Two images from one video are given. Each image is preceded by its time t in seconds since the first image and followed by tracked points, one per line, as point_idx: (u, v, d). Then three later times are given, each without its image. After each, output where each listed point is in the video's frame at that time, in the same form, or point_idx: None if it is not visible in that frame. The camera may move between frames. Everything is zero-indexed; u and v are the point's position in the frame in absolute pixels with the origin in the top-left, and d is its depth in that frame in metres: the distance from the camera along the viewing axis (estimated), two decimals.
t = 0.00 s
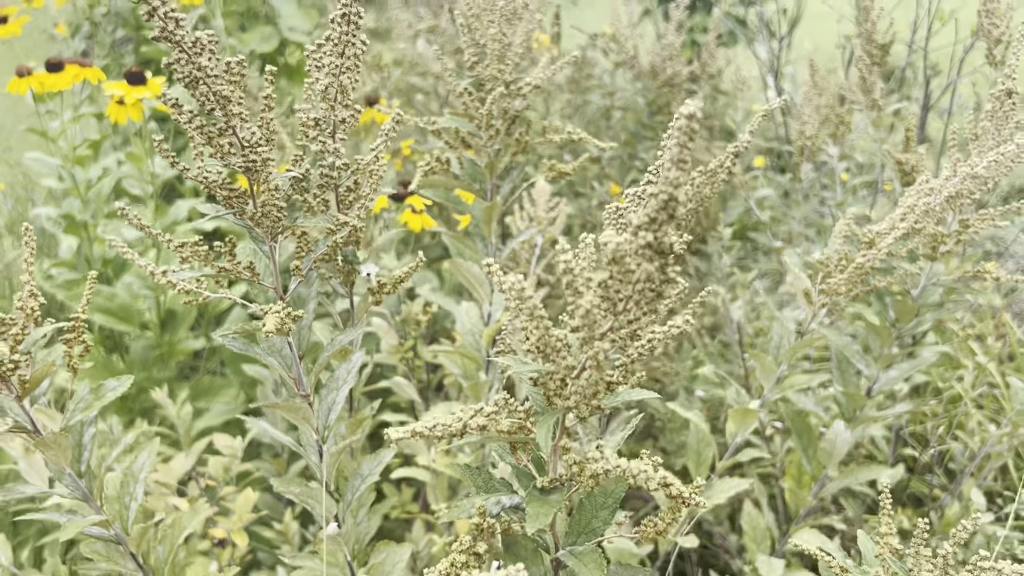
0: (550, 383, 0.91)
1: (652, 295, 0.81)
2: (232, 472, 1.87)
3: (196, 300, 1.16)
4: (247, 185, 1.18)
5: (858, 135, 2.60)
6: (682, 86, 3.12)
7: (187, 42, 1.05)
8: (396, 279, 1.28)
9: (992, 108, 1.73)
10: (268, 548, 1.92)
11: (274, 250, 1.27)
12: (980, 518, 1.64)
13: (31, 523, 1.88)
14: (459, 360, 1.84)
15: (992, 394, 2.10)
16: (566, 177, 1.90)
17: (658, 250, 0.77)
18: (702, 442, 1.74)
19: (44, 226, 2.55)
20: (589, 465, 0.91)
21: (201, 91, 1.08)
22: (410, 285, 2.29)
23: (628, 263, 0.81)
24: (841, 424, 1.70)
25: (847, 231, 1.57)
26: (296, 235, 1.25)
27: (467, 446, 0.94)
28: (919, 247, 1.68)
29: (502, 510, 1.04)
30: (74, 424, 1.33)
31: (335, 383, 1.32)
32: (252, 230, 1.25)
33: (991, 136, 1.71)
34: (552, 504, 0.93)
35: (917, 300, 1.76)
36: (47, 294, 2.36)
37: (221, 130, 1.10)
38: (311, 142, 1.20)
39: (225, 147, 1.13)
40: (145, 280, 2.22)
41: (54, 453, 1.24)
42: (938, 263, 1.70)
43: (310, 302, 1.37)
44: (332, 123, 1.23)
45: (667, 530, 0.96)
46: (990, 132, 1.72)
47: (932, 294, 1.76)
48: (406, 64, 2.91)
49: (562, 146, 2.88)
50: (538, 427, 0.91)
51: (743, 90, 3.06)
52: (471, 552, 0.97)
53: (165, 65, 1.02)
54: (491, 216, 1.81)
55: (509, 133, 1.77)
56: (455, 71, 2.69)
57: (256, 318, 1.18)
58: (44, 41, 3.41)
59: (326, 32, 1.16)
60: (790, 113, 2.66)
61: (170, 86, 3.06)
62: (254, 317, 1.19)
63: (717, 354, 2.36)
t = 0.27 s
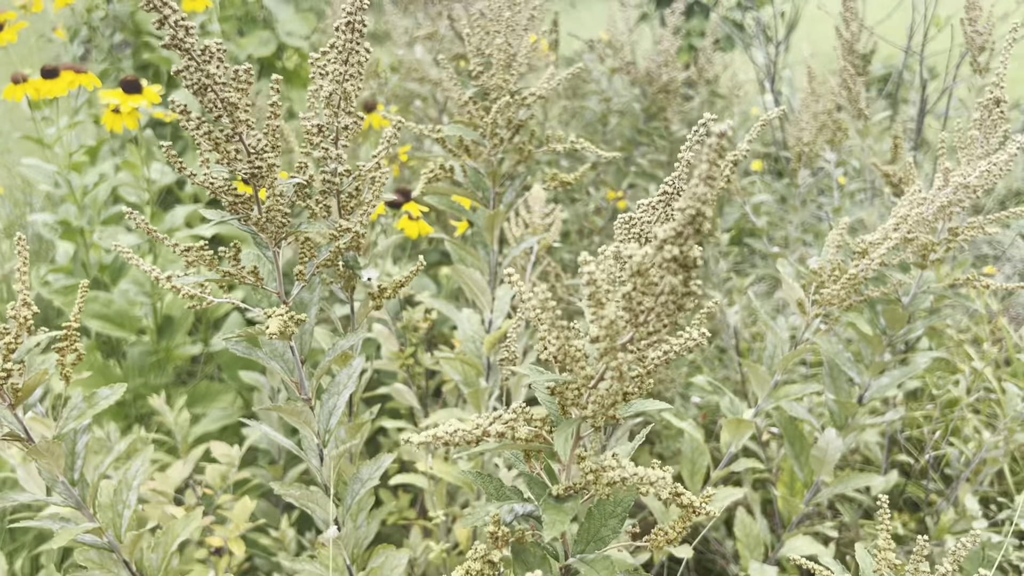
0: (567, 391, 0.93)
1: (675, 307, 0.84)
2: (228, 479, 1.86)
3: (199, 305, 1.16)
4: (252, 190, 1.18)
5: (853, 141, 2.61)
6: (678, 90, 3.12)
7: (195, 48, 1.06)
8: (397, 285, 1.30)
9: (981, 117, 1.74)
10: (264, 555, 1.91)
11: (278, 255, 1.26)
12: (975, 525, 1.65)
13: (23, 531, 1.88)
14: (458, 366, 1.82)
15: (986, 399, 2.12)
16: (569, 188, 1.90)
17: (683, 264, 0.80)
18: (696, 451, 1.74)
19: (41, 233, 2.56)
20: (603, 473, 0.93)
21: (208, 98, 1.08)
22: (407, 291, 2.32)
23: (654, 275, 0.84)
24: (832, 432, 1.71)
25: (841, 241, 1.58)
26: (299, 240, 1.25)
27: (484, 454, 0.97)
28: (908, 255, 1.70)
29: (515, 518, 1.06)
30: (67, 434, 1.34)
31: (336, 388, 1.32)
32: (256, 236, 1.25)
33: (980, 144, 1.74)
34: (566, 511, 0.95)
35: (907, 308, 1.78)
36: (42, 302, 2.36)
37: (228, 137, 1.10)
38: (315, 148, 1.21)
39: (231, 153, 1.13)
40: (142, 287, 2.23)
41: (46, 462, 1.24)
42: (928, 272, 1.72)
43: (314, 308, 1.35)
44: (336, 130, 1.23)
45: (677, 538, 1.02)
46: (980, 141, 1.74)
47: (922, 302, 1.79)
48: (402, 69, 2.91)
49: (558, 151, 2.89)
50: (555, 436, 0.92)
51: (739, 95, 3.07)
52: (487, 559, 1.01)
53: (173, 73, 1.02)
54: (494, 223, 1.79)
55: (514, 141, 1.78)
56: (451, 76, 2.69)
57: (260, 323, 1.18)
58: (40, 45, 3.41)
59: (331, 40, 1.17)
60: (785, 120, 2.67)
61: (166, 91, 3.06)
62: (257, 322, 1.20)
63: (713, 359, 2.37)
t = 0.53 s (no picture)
0: (594, 383, 0.93)
1: (711, 300, 0.85)
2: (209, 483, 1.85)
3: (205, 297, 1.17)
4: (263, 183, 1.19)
5: (848, 144, 2.62)
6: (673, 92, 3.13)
7: (211, 39, 1.06)
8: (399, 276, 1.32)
9: (982, 121, 1.75)
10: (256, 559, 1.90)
11: (285, 249, 1.27)
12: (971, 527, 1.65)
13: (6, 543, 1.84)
14: (451, 368, 1.84)
15: (980, 401, 2.12)
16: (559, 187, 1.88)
17: (723, 255, 0.81)
18: (693, 451, 1.71)
19: (36, 236, 2.56)
20: (629, 464, 0.95)
21: (223, 89, 1.08)
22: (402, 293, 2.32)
23: (689, 269, 0.85)
24: (830, 433, 1.70)
25: (839, 244, 1.57)
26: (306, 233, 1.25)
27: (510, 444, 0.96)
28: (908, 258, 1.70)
29: (537, 510, 1.05)
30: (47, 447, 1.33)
31: (340, 381, 1.33)
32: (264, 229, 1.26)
33: (978, 146, 1.74)
34: (592, 501, 0.94)
35: (907, 310, 1.80)
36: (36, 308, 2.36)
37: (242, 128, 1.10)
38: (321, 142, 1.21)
39: (244, 145, 1.14)
40: (137, 289, 2.22)
41: (26, 479, 1.25)
42: (926, 274, 1.72)
43: (319, 301, 1.33)
44: (342, 123, 1.24)
45: (694, 532, 1.05)
46: (977, 144, 1.74)
47: (921, 304, 1.80)
48: (397, 71, 2.91)
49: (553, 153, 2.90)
50: (584, 427, 0.92)
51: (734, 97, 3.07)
52: (511, 551, 0.97)
53: (190, 62, 1.03)
54: (484, 225, 1.80)
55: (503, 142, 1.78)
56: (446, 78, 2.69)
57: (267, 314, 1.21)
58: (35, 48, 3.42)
59: (338, 35, 1.19)
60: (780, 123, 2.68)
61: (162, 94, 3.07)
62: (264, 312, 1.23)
63: (708, 361, 2.38)
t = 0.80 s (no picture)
0: (596, 385, 0.93)
1: (716, 300, 0.85)
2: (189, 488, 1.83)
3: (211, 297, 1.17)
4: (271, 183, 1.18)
5: (845, 145, 2.63)
6: (671, 94, 3.13)
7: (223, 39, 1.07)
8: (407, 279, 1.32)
9: (982, 122, 1.76)
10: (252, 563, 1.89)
11: (292, 250, 1.26)
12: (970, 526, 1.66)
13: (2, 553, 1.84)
14: (441, 370, 1.84)
15: (978, 402, 2.13)
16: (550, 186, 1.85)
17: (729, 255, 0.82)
18: (694, 452, 1.68)
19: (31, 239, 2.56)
20: (632, 467, 0.94)
21: (234, 88, 1.09)
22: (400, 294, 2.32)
23: (693, 269, 0.86)
24: (831, 432, 1.70)
25: (841, 245, 1.57)
26: (313, 234, 1.25)
27: (512, 445, 0.94)
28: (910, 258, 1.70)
29: (539, 512, 1.06)
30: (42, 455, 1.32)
31: (345, 382, 1.33)
32: (271, 230, 1.26)
33: (982, 147, 1.75)
34: (593, 504, 0.95)
35: (908, 311, 1.82)
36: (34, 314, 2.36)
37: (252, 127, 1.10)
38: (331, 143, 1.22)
39: (253, 145, 1.14)
40: (134, 291, 2.21)
41: (22, 489, 1.23)
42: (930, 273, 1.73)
43: (324, 302, 1.35)
44: (352, 126, 1.25)
45: (697, 534, 1.03)
46: (982, 146, 1.75)
47: (924, 304, 1.82)
48: (394, 73, 2.92)
49: (550, 155, 2.90)
50: (586, 430, 0.91)
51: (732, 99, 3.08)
52: (512, 553, 0.97)
53: (201, 62, 1.03)
54: (468, 224, 1.80)
55: (485, 143, 1.78)
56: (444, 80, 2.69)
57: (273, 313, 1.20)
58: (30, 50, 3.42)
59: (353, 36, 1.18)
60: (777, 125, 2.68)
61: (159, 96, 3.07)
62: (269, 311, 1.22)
63: (707, 364, 2.38)
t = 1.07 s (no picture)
0: (569, 397, 0.93)
1: (680, 314, 0.81)
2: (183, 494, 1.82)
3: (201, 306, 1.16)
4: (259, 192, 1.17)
5: (843, 145, 2.63)
6: (670, 95, 3.14)
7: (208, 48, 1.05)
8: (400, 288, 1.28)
9: (976, 119, 1.77)
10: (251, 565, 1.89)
11: (284, 258, 1.26)
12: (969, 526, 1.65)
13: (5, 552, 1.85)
14: (441, 372, 1.86)
15: (979, 402, 2.13)
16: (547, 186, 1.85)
17: (689, 268, 0.77)
18: (691, 454, 1.70)
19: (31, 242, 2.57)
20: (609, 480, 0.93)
21: (219, 98, 1.07)
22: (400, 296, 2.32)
23: (659, 280, 0.82)
24: (830, 431, 1.70)
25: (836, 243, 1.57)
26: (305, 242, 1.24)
27: (485, 459, 0.94)
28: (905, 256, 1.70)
29: (519, 525, 1.03)
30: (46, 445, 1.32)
31: (340, 392, 1.29)
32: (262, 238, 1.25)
33: (977, 144, 1.75)
34: (569, 518, 0.94)
35: (904, 309, 1.82)
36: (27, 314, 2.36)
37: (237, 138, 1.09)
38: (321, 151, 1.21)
39: (241, 155, 1.13)
40: (132, 294, 2.19)
41: (26, 476, 1.25)
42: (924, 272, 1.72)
43: (317, 311, 1.33)
44: (342, 133, 1.24)
45: (679, 544, 1.04)
46: (979, 144, 1.75)
47: (919, 302, 1.82)
48: (392, 75, 2.92)
49: (549, 156, 2.91)
50: (560, 442, 0.90)
51: (731, 100, 3.08)
52: (488, 567, 0.99)
53: (184, 72, 1.02)
54: (469, 226, 1.81)
55: (485, 145, 1.77)
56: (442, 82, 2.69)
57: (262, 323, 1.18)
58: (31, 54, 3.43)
59: (341, 43, 1.17)
60: (775, 125, 2.69)
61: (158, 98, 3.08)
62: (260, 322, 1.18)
63: (706, 364, 2.38)
